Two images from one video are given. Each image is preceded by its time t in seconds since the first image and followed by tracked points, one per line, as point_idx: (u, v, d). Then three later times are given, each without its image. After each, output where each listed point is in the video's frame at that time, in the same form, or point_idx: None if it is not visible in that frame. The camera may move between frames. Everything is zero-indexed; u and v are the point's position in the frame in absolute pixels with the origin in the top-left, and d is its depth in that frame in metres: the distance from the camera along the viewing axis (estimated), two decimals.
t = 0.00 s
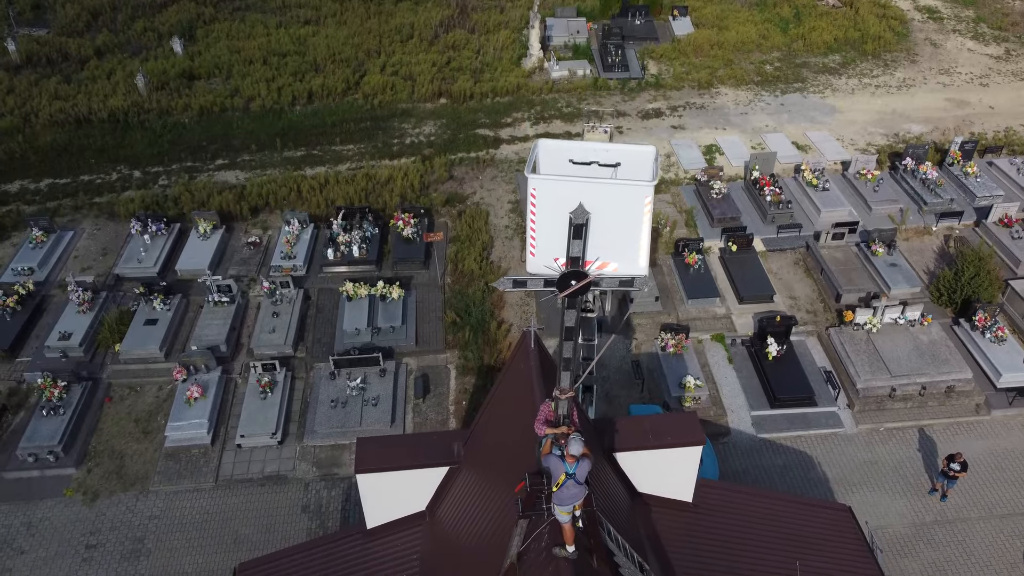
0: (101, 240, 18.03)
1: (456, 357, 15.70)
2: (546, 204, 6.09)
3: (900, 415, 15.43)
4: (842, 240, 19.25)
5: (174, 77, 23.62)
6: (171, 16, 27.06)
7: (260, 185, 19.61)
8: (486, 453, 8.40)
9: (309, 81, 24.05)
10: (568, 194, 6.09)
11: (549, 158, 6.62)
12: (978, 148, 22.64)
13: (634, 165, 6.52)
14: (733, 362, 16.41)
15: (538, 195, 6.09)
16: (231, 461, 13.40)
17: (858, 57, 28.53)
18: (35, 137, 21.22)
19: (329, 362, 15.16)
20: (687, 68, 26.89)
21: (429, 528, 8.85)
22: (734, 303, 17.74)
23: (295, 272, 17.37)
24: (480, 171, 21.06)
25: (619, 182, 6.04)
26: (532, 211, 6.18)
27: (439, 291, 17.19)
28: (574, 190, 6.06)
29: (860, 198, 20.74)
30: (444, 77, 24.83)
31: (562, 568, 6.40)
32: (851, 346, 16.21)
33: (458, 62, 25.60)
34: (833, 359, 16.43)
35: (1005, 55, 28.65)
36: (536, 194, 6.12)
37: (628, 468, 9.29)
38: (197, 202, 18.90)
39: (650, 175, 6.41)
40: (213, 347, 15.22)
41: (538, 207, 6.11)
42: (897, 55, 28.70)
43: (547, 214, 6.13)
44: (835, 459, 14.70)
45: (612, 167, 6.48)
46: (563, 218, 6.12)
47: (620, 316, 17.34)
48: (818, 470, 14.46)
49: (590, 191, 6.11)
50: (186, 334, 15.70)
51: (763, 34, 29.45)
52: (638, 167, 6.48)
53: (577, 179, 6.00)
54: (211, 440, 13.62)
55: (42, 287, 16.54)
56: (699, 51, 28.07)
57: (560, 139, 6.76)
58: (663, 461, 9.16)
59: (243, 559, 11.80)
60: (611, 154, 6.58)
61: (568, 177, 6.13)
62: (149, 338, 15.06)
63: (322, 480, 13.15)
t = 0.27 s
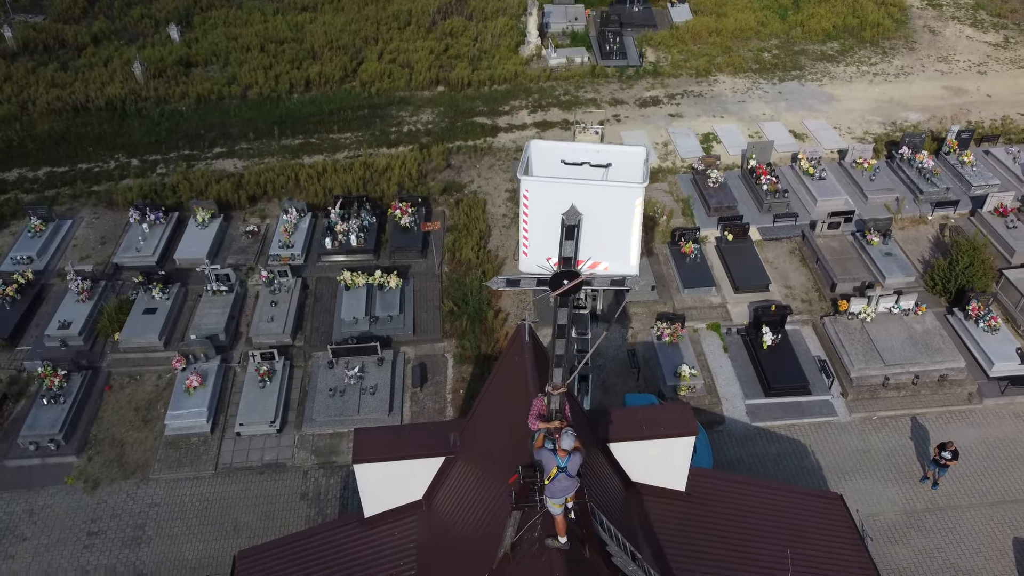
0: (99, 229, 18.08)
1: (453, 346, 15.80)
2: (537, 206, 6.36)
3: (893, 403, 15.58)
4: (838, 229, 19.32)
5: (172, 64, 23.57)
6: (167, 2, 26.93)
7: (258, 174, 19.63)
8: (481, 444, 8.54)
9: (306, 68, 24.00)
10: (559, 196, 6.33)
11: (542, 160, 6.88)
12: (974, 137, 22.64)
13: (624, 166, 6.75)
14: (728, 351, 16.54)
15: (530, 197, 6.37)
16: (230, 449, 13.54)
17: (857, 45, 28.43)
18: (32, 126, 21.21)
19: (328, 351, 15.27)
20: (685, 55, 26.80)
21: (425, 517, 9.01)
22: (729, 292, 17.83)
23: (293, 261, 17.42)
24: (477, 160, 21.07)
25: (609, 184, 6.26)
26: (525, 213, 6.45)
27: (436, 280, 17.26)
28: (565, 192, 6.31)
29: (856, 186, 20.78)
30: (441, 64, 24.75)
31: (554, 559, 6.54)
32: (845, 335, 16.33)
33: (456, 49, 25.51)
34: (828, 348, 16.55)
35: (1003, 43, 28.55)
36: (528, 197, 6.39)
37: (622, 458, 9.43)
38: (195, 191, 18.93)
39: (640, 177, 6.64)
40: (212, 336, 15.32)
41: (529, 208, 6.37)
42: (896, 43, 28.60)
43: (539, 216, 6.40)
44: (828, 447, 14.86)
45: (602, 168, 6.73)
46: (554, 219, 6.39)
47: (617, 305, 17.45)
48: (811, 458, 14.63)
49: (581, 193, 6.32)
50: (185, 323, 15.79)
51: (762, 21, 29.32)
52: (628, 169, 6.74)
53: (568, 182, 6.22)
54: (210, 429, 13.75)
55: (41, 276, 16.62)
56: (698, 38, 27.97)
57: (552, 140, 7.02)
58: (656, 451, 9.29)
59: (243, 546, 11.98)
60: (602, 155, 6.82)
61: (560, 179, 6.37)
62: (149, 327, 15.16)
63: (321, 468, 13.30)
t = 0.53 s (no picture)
0: (97, 218, 18.12)
1: (450, 335, 15.91)
2: (529, 207, 6.35)
3: (886, 392, 15.72)
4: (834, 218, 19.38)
5: (168, 52, 23.53)
6: None
7: (255, 162, 19.65)
8: (475, 435, 8.66)
9: (303, 56, 23.94)
10: (551, 197, 6.34)
11: (533, 161, 6.92)
12: (971, 126, 22.63)
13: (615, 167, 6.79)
14: (723, 340, 16.65)
15: (522, 198, 6.37)
16: (229, 437, 13.68)
17: (855, 32, 28.32)
18: (29, 114, 21.21)
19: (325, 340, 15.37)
20: (683, 43, 26.70)
21: (421, 506, 9.16)
22: (725, 281, 17.92)
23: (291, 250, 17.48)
24: (474, 148, 21.06)
25: (600, 185, 6.26)
26: (516, 213, 6.44)
27: (433, 269, 17.32)
28: (556, 193, 6.32)
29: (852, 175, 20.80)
30: (439, 52, 24.67)
31: (545, 550, 6.68)
32: (839, 325, 16.45)
33: (453, 36, 25.43)
34: (822, 337, 16.67)
35: (1002, 30, 28.44)
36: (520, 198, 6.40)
37: (616, 448, 9.59)
38: (192, 180, 18.96)
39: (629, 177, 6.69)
40: (210, 325, 15.42)
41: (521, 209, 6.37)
42: (895, 30, 28.49)
43: (530, 217, 6.39)
44: (821, 435, 15.02)
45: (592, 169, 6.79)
46: (546, 221, 6.39)
47: (613, 294, 17.54)
48: (804, 446, 14.79)
49: (572, 193, 6.33)
50: (183, 312, 15.89)
51: (760, 8, 29.18)
52: (618, 169, 6.77)
53: (559, 183, 6.23)
54: (209, 417, 13.88)
55: (40, 265, 16.70)
56: (696, 25, 27.85)
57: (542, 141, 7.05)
58: (649, 442, 9.44)
59: (242, 533, 12.15)
60: (593, 155, 6.87)
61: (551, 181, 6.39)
62: (147, 317, 15.26)
63: (319, 456, 13.44)
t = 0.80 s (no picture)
0: (95, 208, 18.18)
1: (447, 325, 15.99)
2: (519, 207, 6.39)
3: (880, 382, 15.83)
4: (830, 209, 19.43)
5: (165, 42, 23.52)
6: None
7: (253, 153, 19.67)
8: (470, 427, 8.75)
9: (300, 46, 23.90)
10: (541, 197, 6.37)
11: (525, 161, 7.01)
12: (968, 116, 22.61)
13: (603, 169, 6.88)
14: (719, 331, 16.75)
15: (512, 199, 6.39)
16: (228, 428, 13.80)
17: (854, 21, 28.21)
18: (27, 104, 21.22)
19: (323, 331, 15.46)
20: (681, 32, 26.62)
21: (417, 497, 9.28)
22: (720, 272, 17.99)
23: (289, 241, 17.54)
24: (472, 138, 21.06)
25: (589, 185, 6.28)
26: (507, 213, 6.44)
27: (430, 260, 17.38)
28: (546, 193, 6.33)
29: (848, 166, 20.82)
30: (436, 41, 24.61)
31: (537, 541, 6.82)
32: (834, 316, 16.55)
33: (451, 26, 25.36)
34: (817, 328, 16.77)
35: (1001, 19, 28.32)
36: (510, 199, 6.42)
37: (610, 440, 9.72)
38: (190, 170, 18.99)
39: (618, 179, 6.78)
40: (209, 316, 15.50)
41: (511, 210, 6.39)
42: (893, 19, 28.38)
43: (521, 216, 6.40)
44: (815, 425, 15.15)
45: (582, 170, 6.89)
46: (536, 220, 6.40)
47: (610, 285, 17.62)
48: (798, 436, 14.92)
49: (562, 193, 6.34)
50: (182, 303, 15.97)
51: None
52: (607, 170, 6.87)
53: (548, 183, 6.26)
54: (207, 408, 13.99)
55: (39, 256, 16.77)
56: (694, 14, 27.76)
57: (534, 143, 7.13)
58: (642, 433, 9.57)
59: (241, 522, 12.30)
60: (583, 156, 6.92)
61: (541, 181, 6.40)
62: (146, 308, 15.36)
63: (317, 446, 13.57)
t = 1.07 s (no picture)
0: (93, 197, 18.22)
1: (443, 314, 16.08)
2: (506, 207, 6.51)
3: (872, 371, 15.97)
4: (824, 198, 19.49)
5: (161, 29, 23.48)
6: None
7: (249, 141, 19.68)
8: (462, 418, 8.88)
9: (297, 33, 23.84)
10: (527, 197, 6.49)
11: (512, 162, 7.14)
12: (964, 104, 22.59)
13: (589, 168, 6.95)
14: (713, 320, 16.87)
15: (499, 198, 6.51)
16: (225, 416, 13.95)
17: (852, 8, 28.09)
18: (23, 92, 21.22)
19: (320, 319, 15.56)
20: (678, 19, 26.53)
21: (411, 486, 9.43)
22: (715, 261, 18.07)
23: (285, 230, 17.59)
24: (468, 127, 21.05)
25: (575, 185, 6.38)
26: (493, 212, 6.55)
27: (426, 249, 17.45)
28: (532, 193, 6.45)
29: (843, 154, 20.84)
30: (433, 29, 24.52)
31: (526, 532, 6.98)
32: (827, 305, 16.66)
33: (448, 13, 25.27)
34: (810, 317, 16.89)
35: (1000, 6, 28.19)
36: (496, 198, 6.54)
37: (602, 431, 9.86)
38: (187, 159, 19.01)
39: (605, 179, 6.83)
40: (206, 305, 15.60)
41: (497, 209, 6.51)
42: (891, 6, 28.25)
43: (507, 215, 6.52)
44: (807, 414, 15.30)
45: (569, 169, 6.93)
46: (522, 219, 6.49)
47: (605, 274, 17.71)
48: (790, 424, 15.09)
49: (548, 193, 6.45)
50: (179, 292, 16.06)
51: None
52: (594, 170, 6.93)
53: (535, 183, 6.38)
54: (205, 396, 14.13)
55: (37, 244, 16.84)
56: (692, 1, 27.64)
57: (522, 144, 7.29)
58: (633, 423, 9.71)
59: (239, 509, 12.48)
60: (570, 156, 7.02)
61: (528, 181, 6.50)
62: (143, 296, 15.45)
63: (314, 434, 13.72)
